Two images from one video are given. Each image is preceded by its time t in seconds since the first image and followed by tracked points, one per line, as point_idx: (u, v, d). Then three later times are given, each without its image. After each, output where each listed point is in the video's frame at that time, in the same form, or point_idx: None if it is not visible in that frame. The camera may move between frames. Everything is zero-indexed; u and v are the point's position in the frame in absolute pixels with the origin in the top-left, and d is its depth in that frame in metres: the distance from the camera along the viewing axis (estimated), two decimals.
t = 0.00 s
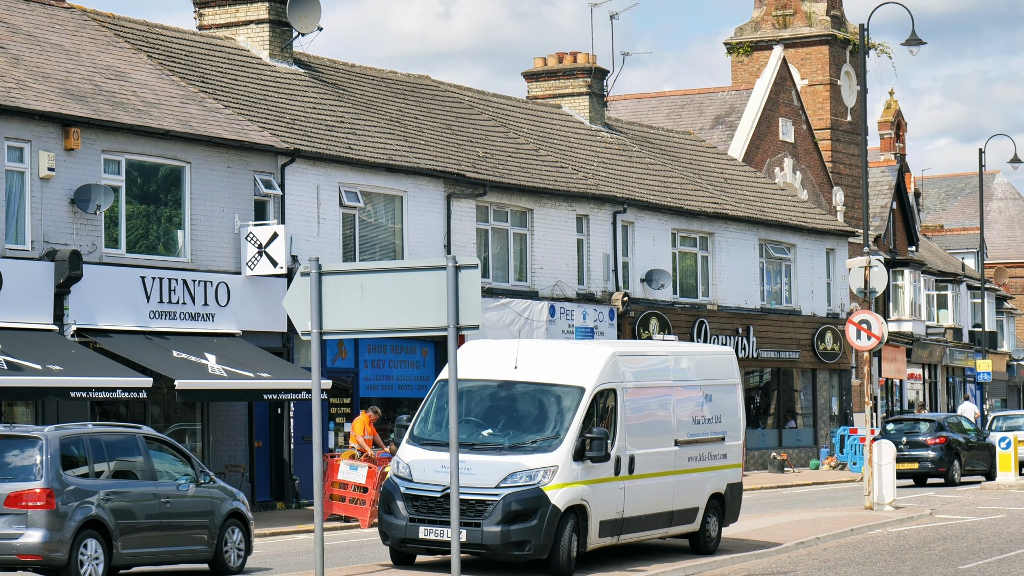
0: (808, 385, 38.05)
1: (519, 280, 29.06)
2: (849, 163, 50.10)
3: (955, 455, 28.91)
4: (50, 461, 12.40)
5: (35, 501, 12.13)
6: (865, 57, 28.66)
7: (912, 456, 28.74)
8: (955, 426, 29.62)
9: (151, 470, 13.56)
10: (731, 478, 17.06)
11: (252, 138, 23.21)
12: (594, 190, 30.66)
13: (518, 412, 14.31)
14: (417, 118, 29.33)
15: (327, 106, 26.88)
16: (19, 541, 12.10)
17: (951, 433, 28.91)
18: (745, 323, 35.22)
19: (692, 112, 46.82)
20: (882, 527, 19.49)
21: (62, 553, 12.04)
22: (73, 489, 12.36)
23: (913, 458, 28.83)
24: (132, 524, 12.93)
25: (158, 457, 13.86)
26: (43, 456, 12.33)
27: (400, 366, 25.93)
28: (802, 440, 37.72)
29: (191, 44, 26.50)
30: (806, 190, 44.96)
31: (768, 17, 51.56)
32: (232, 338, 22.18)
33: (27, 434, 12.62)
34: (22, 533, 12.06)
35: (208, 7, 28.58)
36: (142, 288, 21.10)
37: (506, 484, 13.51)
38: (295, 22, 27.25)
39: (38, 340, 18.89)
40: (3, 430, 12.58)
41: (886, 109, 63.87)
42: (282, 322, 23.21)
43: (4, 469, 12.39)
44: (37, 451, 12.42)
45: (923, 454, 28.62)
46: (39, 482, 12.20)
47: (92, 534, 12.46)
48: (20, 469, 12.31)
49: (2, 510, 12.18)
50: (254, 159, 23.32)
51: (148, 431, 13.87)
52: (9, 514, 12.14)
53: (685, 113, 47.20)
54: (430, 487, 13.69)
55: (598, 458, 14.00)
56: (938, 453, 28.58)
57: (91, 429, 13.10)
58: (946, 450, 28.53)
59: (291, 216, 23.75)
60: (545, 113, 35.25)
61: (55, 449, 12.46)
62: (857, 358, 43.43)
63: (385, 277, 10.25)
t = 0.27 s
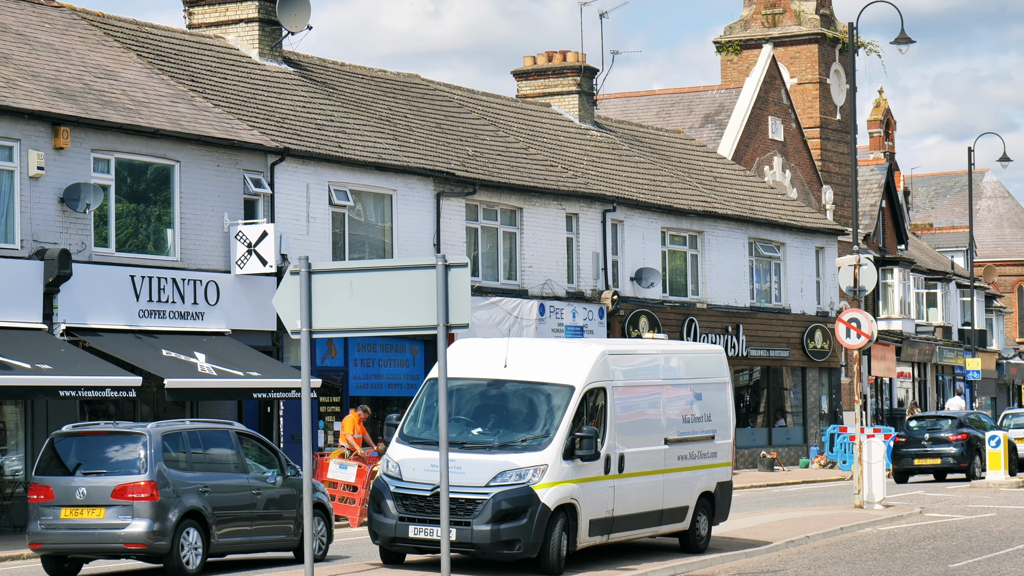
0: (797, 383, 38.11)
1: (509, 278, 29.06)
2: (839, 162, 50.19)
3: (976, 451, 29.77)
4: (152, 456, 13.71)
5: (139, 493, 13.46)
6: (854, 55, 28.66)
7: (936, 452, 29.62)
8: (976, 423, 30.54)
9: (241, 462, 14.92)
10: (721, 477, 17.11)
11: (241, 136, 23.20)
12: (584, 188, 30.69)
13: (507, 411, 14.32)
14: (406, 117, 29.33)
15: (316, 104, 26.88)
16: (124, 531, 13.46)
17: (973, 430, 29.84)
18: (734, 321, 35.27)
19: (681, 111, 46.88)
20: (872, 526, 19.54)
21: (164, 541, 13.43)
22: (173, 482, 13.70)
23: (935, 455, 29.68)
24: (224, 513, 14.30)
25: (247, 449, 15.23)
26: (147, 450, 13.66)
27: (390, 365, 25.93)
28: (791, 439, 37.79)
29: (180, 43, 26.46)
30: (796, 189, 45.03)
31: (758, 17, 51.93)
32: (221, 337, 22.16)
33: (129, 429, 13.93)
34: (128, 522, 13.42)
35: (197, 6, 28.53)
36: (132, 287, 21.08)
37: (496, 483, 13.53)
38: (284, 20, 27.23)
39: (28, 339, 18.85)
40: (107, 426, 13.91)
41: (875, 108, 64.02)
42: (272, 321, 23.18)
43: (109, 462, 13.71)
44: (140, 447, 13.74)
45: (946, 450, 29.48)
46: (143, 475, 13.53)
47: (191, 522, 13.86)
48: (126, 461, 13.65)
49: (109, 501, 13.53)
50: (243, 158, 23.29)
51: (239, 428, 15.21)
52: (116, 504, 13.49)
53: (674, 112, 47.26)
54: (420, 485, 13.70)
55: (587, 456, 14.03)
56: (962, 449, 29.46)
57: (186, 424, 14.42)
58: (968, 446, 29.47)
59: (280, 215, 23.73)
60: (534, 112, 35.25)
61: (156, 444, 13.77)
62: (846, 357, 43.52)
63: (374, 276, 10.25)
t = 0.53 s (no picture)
0: (785, 383, 38.17)
1: (497, 278, 29.07)
2: (827, 162, 50.29)
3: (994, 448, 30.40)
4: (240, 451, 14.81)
5: (229, 485, 14.51)
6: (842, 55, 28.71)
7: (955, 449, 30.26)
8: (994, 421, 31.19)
9: (320, 457, 16.10)
10: (710, 477, 17.14)
11: (229, 137, 23.17)
12: (572, 189, 30.72)
13: (496, 411, 14.33)
14: (395, 117, 29.33)
15: (305, 105, 26.87)
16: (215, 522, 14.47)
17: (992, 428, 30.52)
18: (723, 321, 35.33)
19: (670, 111, 46.95)
20: (860, 525, 19.60)
21: (252, 531, 14.46)
22: (261, 475, 14.78)
23: (951, 451, 30.55)
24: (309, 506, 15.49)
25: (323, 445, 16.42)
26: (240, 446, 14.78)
27: (378, 365, 25.92)
28: (779, 438, 37.86)
29: (169, 44, 26.43)
30: (784, 189, 45.13)
31: (746, 17, 51.95)
32: (209, 338, 22.13)
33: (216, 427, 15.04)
34: (219, 513, 14.44)
35: (186, 6, 28.49)
36: (120, 287, 21.04)
37: (485, 484, 13.54)
38: (273, 21, 27.21)
39: (15, 340, 18.81)
40: (195, 425, 14.98)
41: (863, 108, 64.20)
42: (260, 321, 23.16)
43: (199, 458, 14.78)
44: (229, 443, 14.83)
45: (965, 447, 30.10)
46: (232, 469, 14.59)
47: (276, 514, 14.95)
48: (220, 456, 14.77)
49: (201, 494, 14.53)
50: (232, 159, 23.27)
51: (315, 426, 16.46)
52: (207, 498, 14.51)
53: (663, 112, 47.32)
54: (409, 486, 13.70)
55: (576, 457, 14.05)
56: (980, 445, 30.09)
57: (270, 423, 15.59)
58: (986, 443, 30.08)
59: (269, 215, 23.71)
60: (523, 112, 35.27)
61: (245, 440, 14.88)
62: (835, 356, 43.63)
63: (363, 276, 10.23)
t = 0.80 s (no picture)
0: (774, 385, 38.24)
1: (486, 281, 29.09)
2: (815, 163, 50.41)
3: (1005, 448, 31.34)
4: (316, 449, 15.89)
5: (309, 482, 15.63)
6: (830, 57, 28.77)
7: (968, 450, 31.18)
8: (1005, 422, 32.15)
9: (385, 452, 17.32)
10: (699, 479, 17.17)
11: (217, 139, 23.15)
12: (560, 191, 30.74)
13: (484, 414, 14.33)
14: (383, 119, 29.32)
15: (293, 107, 26.86)
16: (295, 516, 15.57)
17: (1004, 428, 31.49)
18: (711, 323, 35.39)
19: (658, 113, 47.02)
20: (849, 527, 19.65)
21: (330, 524, 15.64)
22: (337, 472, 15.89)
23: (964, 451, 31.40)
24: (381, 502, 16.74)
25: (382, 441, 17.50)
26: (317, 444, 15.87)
27: (366, 368, 25.92)
28: (768, 440, 37.93)
29: (156, 46, 26.40)
30: (772, 190, 45.22)
31: (734, 18, 51.93)
32: (198, 340, 22.11)
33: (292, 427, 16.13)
34: (300, 508, 15.55)
35: (174, 8, 28.46)
36: (108, 290, 21.00)
37: (473, 486, 13.55)
38: (260, 23, 27.20)
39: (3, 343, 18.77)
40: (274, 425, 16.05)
41: (852, 109, 64.37)
42: (248, 323, 23.14)
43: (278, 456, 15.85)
44: (307, 441, 15.92)
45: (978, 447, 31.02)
46: (311, 466, 15.68)
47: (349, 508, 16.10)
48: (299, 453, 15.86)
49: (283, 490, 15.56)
50: (220, 161, 23.25)
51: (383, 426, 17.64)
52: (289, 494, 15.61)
53: (651, 114, 47.39)
54: (397, 488, 13.71)
55: (564, 459, 14.06)
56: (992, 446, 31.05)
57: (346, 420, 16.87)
58: (997, 444, 31.03)
59: (257, 217, 23.70)
60: (511, 114, 35.29)
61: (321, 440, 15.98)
62: (823, 358, 43.70)
63: (351, 278, 10.19)
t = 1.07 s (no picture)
0: (763, 389, 38.30)
1: (475, 284, 29.09)
2: (804, 167, 50.53)
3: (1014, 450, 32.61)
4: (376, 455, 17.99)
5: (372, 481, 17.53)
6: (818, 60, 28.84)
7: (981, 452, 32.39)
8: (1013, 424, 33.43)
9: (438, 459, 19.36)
10: (688, 482, 17.19)
11: (206, 143, 23.13)
12: (549, 194, 30.76)
13: (473, 417, 14.34)
14: (372, 123, 29.32)
15: (282, 111, 26.85)
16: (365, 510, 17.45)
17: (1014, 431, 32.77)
18: (700, 326, 35.43)
19: (647, 117, 47.09)
20: (838, 531, 19.69)
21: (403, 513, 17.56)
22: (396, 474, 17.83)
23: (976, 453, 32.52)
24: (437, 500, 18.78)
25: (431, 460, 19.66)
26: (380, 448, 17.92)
27: (355, 372, 25.90)
28: (757, 444, 37.98)
29: (145, 50, 26.36)
30: (761, 194, 45.29)
31: (722, 22, 52.17)
32: (187, 344, 22.09)
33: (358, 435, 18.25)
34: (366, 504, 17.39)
35: (162, 12, 28.42)
36: (97, 294, 20.97)
37: (463, 490, 13.55)
38: (249, 27, 27.19)
39: None
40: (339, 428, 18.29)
41: (841, 113, 64.53)
42: (237, 327, 23.12)
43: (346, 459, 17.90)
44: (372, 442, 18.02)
45: (989, 450, 32.28)
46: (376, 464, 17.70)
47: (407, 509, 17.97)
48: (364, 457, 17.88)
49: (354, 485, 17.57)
50: (209, 165, 23.23)
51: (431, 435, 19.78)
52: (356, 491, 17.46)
53: (639, 117, 47.44)
54: (387, 492, 13.71)
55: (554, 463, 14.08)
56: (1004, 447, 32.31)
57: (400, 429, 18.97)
58: (1007, 445, 32.28)
59: (246, 221, 23.67)
60: (500, 118, 35.29)
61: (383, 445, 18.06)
62: (812, 361, 43.78)
63: (340, 282, 10.20)
